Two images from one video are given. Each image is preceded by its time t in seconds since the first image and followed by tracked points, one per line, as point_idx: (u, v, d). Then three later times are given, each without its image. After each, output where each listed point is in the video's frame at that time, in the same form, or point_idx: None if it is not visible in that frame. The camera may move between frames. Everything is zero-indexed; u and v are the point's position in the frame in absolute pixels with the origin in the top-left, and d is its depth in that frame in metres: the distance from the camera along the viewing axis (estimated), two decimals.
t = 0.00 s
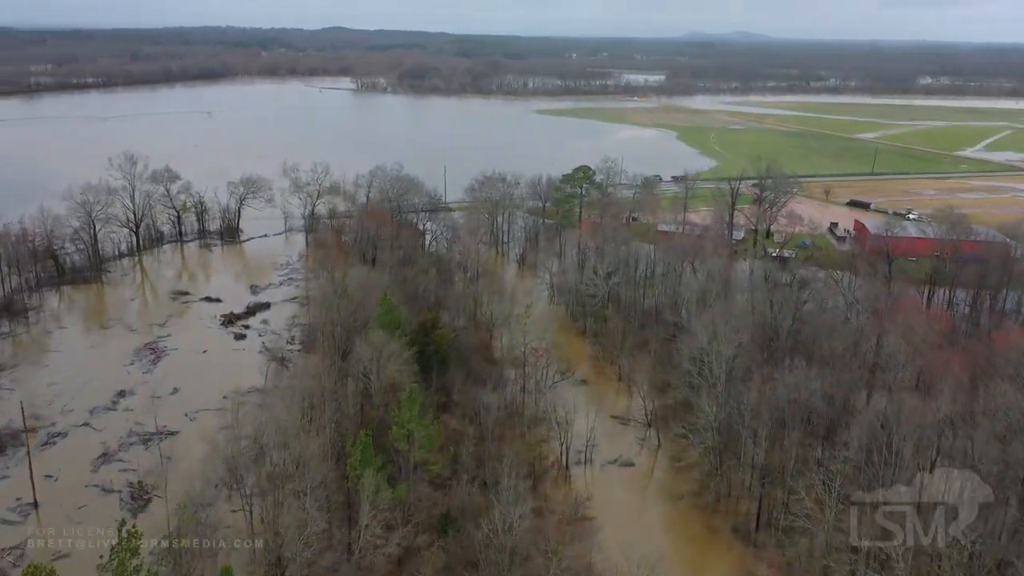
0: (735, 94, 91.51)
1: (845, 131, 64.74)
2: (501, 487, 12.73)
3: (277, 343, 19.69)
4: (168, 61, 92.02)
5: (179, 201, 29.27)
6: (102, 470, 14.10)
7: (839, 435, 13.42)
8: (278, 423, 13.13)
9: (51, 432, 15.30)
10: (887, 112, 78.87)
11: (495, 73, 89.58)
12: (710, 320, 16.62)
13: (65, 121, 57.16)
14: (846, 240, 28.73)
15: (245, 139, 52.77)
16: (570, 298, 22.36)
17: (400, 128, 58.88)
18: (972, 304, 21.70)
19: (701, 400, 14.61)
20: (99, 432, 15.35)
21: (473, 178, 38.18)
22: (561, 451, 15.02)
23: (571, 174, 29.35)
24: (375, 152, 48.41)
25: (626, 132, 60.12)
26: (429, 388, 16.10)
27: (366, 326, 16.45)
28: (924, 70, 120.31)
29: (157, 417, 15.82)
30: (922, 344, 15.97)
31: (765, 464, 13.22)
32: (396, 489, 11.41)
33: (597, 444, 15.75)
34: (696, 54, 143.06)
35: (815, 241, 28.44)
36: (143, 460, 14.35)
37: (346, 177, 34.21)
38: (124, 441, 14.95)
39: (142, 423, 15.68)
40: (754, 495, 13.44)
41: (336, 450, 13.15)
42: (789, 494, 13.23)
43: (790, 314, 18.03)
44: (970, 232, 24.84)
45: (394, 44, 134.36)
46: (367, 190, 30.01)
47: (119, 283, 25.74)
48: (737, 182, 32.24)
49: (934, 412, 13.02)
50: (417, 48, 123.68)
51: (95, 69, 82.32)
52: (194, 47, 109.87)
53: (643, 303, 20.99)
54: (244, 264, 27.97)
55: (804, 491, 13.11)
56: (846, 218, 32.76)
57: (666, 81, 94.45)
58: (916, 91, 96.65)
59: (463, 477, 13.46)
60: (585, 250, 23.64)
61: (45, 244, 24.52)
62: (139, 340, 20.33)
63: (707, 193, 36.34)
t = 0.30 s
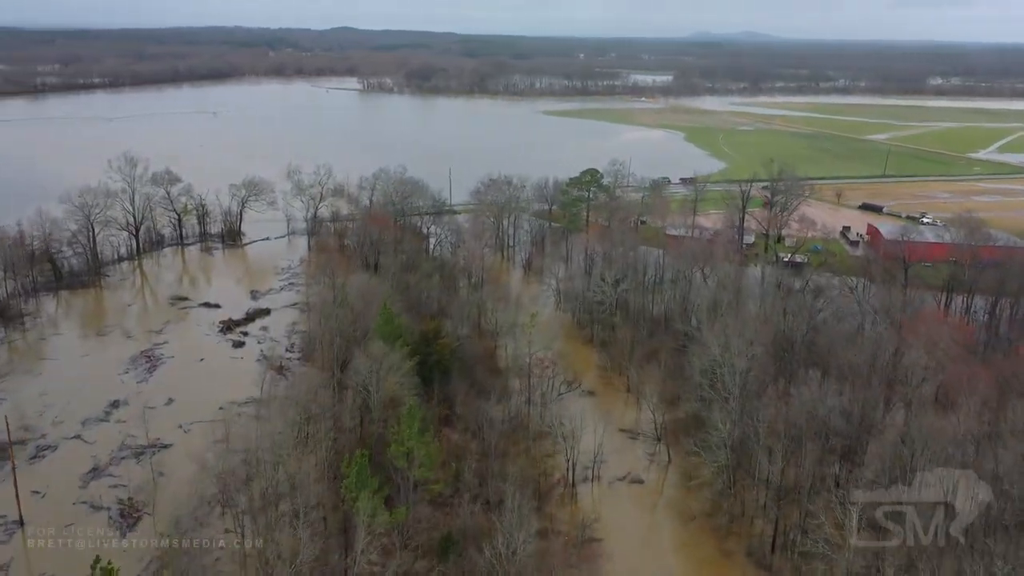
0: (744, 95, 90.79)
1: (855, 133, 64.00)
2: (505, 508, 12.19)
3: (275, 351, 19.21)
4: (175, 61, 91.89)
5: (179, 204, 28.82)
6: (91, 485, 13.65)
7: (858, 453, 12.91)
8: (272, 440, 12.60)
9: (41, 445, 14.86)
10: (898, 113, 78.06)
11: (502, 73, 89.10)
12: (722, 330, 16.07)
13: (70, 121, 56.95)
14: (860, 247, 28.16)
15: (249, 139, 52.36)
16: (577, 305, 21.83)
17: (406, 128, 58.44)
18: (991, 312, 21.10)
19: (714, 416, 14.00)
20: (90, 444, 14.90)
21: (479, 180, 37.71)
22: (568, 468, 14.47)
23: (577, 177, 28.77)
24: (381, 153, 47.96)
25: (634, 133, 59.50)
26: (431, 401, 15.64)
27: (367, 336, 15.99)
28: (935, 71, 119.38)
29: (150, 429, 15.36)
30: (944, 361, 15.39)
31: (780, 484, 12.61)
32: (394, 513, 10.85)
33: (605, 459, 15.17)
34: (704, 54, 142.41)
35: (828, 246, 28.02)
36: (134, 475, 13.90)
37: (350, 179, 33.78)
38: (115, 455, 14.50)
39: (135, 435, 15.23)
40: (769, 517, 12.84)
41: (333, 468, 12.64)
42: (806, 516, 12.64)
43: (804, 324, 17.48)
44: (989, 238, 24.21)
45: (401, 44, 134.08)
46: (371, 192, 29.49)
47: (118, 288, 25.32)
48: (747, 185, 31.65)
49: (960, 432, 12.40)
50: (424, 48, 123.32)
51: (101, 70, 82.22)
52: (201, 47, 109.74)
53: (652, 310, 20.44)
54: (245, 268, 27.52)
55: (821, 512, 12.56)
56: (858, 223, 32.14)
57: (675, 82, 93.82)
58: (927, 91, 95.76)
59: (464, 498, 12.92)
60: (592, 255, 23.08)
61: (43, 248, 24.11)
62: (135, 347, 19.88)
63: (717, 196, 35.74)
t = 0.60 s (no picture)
0: (752, 95, 90.16)
1: (866, 133, 63.29)
2: (510, 530, 11.68)
3: (275, 359, 18.76)
4: (182, 61, 91.86)
5: (180, 207, 28.38)
6: (81, 500, 13.20)
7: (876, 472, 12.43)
8: (265, 460, 12.09)
9: (31, 458, 14.41)
10: (908, 114, 77.35)
11: (509, 73, 88.71)
12: (734, 341, 15.56)
13: (75, 121, 56.69)
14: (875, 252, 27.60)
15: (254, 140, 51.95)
16: (583, 312, 21.29)
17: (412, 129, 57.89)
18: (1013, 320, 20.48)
19: (728, 433, 13.44)
20: (80, 458, 14.44)
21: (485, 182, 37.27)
22: (574, 485, 13.95)
23: (585, 181, 28.26)
24: (387, 154, 47.49)
25: (642, 134, 58.93)
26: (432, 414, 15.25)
27: (367, 346, 15.57)
28: (945, 70, 118.53)
29: (142, 442, 14.89)
30: (967, 374, 14.77)
31: (796, 507, 12.03)
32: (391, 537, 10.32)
33: (613, 475, 14.62)
34: (712, 54, 141.96)
35: (842, 251, 27.39)
36: (125, 489, 13.44)
37: (353, 181, 33.30)
38: (106, 469, 14.04)
39: (127, 448, 14.76)
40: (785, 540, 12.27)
41: (329, 487, 12.15)
42: (824, 539, 12.05)
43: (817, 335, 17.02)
44: (1008, 242, 23.57)
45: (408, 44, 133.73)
46: (374, 194, 28.97)
47: (117, 292, 24.89)
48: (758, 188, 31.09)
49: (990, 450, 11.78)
50: (430, 48, 123.02)
51: (108, 69, 82.02)
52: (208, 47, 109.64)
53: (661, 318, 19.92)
54: (247, 271, 27.09)
55: (841, 535, 11.95)
56: (871, 227, 31.56)
57: (682, 82, 93.30)
58: (937, 91, 94.96)
59: (465, 519, 12.41)
60: (600, 259, 22.59)
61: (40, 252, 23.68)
62: (132, 354, 19.43)
63: (726, 199, 35.19)
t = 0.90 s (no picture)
0: (761, 96, 89.46)
1: (877, 135, 62.56)
2: (512, 554, 11.15)
3: (273, 368, 18.29)
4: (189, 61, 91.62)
5: (180, 209, 27.93)
6: (69, 517, 12.75)
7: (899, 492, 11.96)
8: (257, 478, 11.56)
9: (19, 472, 13.96)
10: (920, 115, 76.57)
11: (516, 74, 88.22)
12: (747, 353, 15.00)
13: (80, 121, 56.31)
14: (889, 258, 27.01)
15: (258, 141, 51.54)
16: (591, 319, 20.73)
17: (416, 129, 57.35)
18: None
19: (741, 450, 12.89)
20: (71, 473, 13.98)
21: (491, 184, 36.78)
22: (581, 504, 13.39)
23: (592, 183, 27.09)
24: (392, 154, 47.00)
25: (650, 135, 58.31)
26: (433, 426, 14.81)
27: (367, 356, 15.10)
28: (955, 71, 117.66)
29: (134, 456, 14.44)
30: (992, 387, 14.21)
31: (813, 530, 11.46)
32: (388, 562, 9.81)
33: (622, 493, 14.04)
34: (720, 54, 141.27)
35: (855, 256, 26.77)
36: (115, 505, 12.99)
37: (357, 183, 32.79)
38: (96, 485, 13.57)
39: (118, 463, 14.30)
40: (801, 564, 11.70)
41: (325, 506, 11.65)
42: (843, 565, 11.50)
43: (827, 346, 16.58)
44: None
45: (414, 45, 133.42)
46: (377, 197, 28.48)
47: (116, 296, 24.46)
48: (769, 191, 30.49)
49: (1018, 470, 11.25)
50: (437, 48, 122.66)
51: (114, 69, 81.63)
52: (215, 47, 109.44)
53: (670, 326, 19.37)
54: (248, 275, 26.65)
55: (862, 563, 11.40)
56: (884, 231, 30.95)
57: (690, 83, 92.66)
58: (947, 92, 94.14)
59: (468, 541, 11.92)
60: (607, 265, 22.06)
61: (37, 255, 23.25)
62: (128, 362, 18.98)
63: (736, 202, 34.59)
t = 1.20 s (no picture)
0: (770, 96, 88.75)
1: (888, 136, 61.80)
2: None
3: (271, 378, 17.82)
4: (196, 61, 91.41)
5: (181, 212, 27.50)
6: (55, 535, 12.30)
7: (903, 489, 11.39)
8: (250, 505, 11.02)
9: (6, 488, 13.53)
10: (930, 115, 75.71)
11: (523, 74, 87.69)
12: (761, 366, 14.45)
13: (84, 121, 56.01)
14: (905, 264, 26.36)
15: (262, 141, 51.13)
16: (598, 327, 20.18)
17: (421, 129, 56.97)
18: None
19: (756, 471, 12.31)
20: (59, 488, 13.54)
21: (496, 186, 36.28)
22: (587, 525, 12.84)
23: (599, 187, 26.55)
24: (397, 154, 46.56)
25: (657, 135, 57.67)
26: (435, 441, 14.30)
27: (367, 368, 14.58)
28: (964, 71, 116.71)
29: (125, 471, 13.99)
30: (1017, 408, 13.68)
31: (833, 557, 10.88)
32: None
33: (631, 514, 13.47)
34: (728, 54, 140.52)
35: (869, 261, 26.11)
36: (102, 523, 12.53)
37: (360, 185, 32.30)
38: (85, 501, 13.12)
39: (108, 478, 13.85)
40: None
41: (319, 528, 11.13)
42: None
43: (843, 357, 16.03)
44: None
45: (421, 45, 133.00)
46: (380, 199, 27.97)
47: (114, 300, 24.02)
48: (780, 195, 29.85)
49: None
50: (443, 48, 122.26)
51: (120, 69, 81.39)
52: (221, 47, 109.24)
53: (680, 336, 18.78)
54: (249, 279, 26.21)
55: None
56: (898, 236, 30.29)
57: (698, 83, 91.94)
58: (958, 92, 93.20)
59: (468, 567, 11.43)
60: (615, 271, 21.49)
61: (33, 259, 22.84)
62: (123, 371, 18.51)
63: (746, 205, 33.99)
